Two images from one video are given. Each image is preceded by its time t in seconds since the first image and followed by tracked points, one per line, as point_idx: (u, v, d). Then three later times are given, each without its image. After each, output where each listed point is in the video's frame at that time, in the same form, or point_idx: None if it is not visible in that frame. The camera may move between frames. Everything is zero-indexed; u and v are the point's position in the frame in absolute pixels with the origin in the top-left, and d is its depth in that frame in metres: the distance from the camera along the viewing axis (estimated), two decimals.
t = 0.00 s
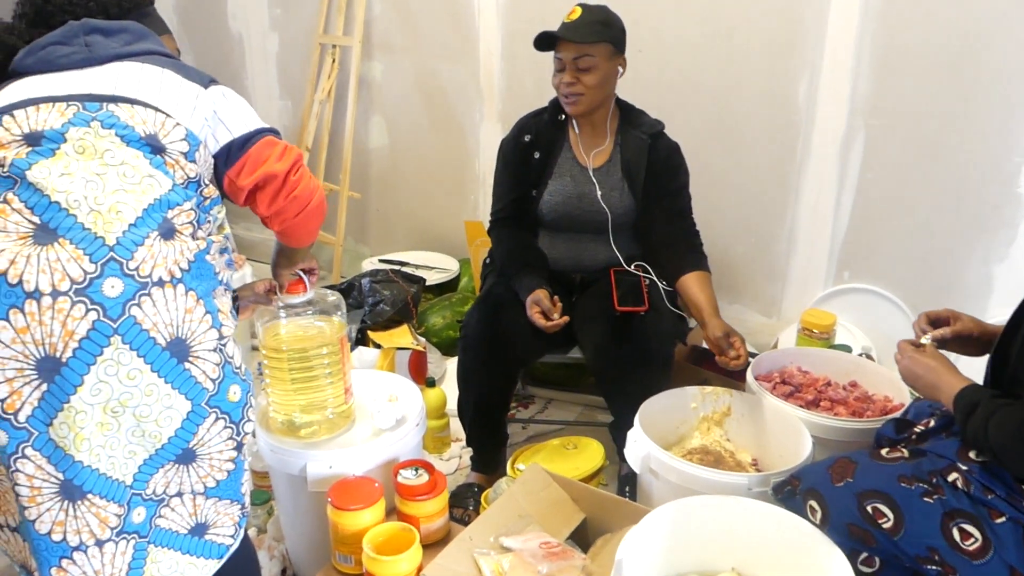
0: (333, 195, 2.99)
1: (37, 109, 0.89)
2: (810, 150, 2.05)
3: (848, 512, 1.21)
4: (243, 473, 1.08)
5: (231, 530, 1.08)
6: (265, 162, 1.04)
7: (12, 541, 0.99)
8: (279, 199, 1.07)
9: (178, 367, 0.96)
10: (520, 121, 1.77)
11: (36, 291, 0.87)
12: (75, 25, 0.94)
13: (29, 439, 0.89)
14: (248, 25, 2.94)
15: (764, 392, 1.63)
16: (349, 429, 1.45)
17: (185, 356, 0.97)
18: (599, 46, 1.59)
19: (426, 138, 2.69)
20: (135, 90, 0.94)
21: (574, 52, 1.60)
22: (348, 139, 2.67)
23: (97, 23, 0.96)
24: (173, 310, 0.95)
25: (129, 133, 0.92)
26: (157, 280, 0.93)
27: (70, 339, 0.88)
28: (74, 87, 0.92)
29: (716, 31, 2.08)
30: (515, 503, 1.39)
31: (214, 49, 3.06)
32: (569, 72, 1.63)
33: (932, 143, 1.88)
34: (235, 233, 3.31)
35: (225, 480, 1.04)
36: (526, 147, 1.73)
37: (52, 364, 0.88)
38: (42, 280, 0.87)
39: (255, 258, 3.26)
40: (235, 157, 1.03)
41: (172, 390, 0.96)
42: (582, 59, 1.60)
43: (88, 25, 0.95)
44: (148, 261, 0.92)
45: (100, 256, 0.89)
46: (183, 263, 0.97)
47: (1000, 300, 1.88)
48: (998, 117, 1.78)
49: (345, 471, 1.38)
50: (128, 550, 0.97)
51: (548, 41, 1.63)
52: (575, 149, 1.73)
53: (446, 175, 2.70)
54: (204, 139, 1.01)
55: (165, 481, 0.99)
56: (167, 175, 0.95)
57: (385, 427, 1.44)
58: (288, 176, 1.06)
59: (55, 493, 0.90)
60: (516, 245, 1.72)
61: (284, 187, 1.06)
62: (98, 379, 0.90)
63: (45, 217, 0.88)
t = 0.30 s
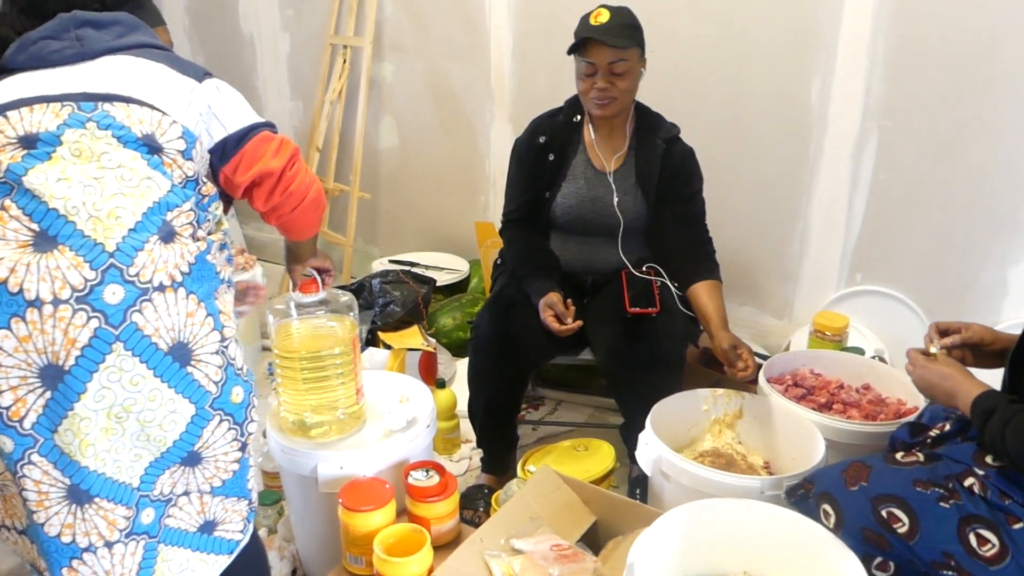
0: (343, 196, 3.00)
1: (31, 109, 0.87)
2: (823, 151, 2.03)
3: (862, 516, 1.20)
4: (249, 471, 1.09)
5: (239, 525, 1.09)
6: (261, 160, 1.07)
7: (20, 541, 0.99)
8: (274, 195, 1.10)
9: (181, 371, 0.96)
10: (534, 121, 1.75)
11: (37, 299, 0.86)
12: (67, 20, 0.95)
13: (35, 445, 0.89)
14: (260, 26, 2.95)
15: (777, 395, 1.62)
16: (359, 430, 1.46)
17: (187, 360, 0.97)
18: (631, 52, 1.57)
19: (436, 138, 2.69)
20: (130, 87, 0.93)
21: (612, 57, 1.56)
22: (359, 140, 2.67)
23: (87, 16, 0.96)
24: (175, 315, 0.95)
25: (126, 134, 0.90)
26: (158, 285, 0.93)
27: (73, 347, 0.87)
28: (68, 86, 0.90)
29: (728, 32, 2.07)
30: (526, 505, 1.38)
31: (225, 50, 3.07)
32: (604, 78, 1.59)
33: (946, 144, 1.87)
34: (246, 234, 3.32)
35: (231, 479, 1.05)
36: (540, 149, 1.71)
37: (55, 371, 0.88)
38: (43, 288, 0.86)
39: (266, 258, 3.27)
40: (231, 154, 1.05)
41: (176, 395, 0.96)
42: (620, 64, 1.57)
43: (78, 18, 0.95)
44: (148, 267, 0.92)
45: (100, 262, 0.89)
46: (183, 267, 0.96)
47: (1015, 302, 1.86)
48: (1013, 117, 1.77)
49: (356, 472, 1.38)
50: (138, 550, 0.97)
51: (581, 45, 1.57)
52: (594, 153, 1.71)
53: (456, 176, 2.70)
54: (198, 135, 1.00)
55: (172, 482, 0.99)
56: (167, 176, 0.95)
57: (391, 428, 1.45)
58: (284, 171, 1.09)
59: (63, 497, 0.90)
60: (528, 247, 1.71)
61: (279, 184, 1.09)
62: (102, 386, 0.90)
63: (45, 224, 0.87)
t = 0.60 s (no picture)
0: (368, 194, 3.01)
1: (49, 110, 0.89)
2: (852, 153, 2.01)
3: (893, 524, 1.18)
4: (263, 436, 1.16)
5: (261, 482, 1.17)
6: (264, 152, 1.06)
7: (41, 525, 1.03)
8: (279, 187, 1.09)
9: (206, 370, 1.02)
10: (562, 121, 1.73)
11: (68, 307, 0.90)
12: (82, 8, 0.94)
13: (72, 440, 0.94)
14: (287, 24, 2.96)
15: (804, 399, 1.61)
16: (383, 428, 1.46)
17: (211, 358, 1.03)
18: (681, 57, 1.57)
19: (461, 137, 2.69)
20: (147, 88, 0.95)
21: (666, 63, 1.54)
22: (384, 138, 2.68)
23: (103, 5, 0.95)
24: (199, 317, 1.00)
25: (144, 138, 0.93)
26: (182, 290, 0.98)
27: (106, 352, 0.92)
28: (86, 84, 0.92)
29: (757, 31, 2.05)
30: (551, 506, 1.37)
31: (253, 49, 3.09)
32: (657, 84, 1.56)
33: (980, 145, 1.83)
34: (272, 231, 3.35)
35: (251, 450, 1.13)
36: (571, 150, 1.70)
37: (90, 376, 0.92)
38: (73, 296, 0.90)
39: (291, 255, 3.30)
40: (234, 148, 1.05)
41: (202, 391, 1.02)
42: (672, 70, 1.55)
43: (96, 8, 0.95)
44: (173, 273, 0.97)
45: (128, 271, 0.93)
46: (205, 268, 1.01)
47: None
48: None
49: (381, 470, 1.38)
50: (174, 517, 1.06)
51: (636, 49, 1.53)
52: (626, 158, 1.70)
53: (481, 175, 2.70)
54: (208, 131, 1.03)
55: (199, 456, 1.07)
56: (184, 179, 0.98)
57: (412, 428, 1.45)
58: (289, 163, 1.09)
59: (101, 480, 0.97)
60: (554, 247, 1.70)
61: (284, 176, 1.09)
62: (135, 389, 0.95)
63: (70, 230, 0.90)
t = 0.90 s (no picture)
0: (410, 192, 3.03)
1: (152, 109, 0.99)
2: (902, 153, 1.96)
3: (944, 534, 1.16)
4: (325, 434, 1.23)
5: (313, 479, 1.22)
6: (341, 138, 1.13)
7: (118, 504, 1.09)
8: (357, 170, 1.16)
9: (285, 355, 1.11)
10: (606, 120, 1.71)
11: (171, 289, 0.99)
12: (173, 15, 1.02)
13: (163, 414, 1.02)
14: (332, 24, 3.00)
15: (851, 404, 1.58)
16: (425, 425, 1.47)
17: (290, 344, 1.11)
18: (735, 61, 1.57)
19: (503, 136, 2.70)
20: (235, 88, 1.04)
21: (729, 66, 1.52)
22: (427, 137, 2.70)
23: (192, 11, 1.04)
24: (283, 305, 1.09)
25: (236, 133, 1.02)
26: (271, 278, 1.07)
27: (202, 332, 1.01)
28: (180, 84, 1.01)
29: (805, 29, 2.02)
30: (591, 507, 1.37)
31: (299, 48, 3.13)
32: (719, 87, 1.54)
33: None
34: (315, 228, 3.39)
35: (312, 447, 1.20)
36: (615, 150, 1.69)
37: (185, 354, 1.01)
38: (176, 280, 0.99)
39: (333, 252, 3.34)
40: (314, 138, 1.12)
41: (279, 375, 1.10)
42: (732, 72, 1.54)
43: (185, 15, 1.03)
44: (263, 262, 1.06)
45: (225, 257, 1.02)
46: (288, 261, 1.10)
47: None
48: None
49: (423, 467, 1.39)
50: (235, 503, 1.11)
51: (702, 53, 1.51)
52: (670, 159, 1.70)
53: (522, 174, 2.70)
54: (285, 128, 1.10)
55: (262, 445, 1.12)
56: (273, 175, 1.07)
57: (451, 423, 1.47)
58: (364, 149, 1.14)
59: (183, 457, 1.04)
60: (598, 248, 1.69)
61: (364, 157, 1.15)
62: (224, 367, 1.03)
63: (171, 220, 0.99)
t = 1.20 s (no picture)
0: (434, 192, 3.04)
1: (232, 97, 1.02)
2: (933, 154, 1.93)
3: (976, 541, 1.13)
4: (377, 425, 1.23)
5: (363, 469, 1.21)
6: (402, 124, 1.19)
7: (196, 484, 1.09)
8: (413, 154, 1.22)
9: (356, 327, 1.12)
10: (628, 122, 1.72)
11: (256, 257, 1.00)
12: (245, 17, 1.08)
13: (244, 384, 1.01)
14: (358, 23, 3.02)
15: (880, 408, 1.55)
16: (449, 424, 1.49)
17: (361, 317, 1.13)
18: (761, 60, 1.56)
19: (527, 136, 2.70)
20: (306, 80, 1.09)
21: (758, 65, 1.51)
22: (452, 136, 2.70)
23: (263, 15, 1.09)
24: (355, 278, 1.11)
25: (309, 116, 1.07)
26: (346, 251, 1.09)
27: (285, 298, 1.02)
28: (257, 75, 1.05)
29: (835, 28, 1.99)
30: (615, 509, 1.36)
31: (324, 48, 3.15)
32: (748, 87, 1.53)
33: None
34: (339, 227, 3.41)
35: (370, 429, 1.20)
36: (639, 151, 1.68)
37: (269, 321, 1.02)
38: (262, 247, 1.00)
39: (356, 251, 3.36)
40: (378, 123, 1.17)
41: (350, 346, 1.11)
42: (760, 72, 1.53)
43: (256, 17, 1.09)
44: (339, 234, 1.08)
45: (305, 228, 1.04)
46: (359, 237, 1.12)
47: None
48: None
49: (446, 467, 1.40)
50: (304, 485, 1.10)
51: (731, 54, 1.49)
52: (692, 158, 1.68)
53: (546, 174, 2.69)
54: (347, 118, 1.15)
55: (326, 424, 1.12)
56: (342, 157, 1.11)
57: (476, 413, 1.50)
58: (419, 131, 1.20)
59: (261, 431, 1.04)
60: (621, 247, 1.70)
61: (421, 140, 1.21)
62: (304, 334, 1.05)
63: (254, 194, 1.01)
